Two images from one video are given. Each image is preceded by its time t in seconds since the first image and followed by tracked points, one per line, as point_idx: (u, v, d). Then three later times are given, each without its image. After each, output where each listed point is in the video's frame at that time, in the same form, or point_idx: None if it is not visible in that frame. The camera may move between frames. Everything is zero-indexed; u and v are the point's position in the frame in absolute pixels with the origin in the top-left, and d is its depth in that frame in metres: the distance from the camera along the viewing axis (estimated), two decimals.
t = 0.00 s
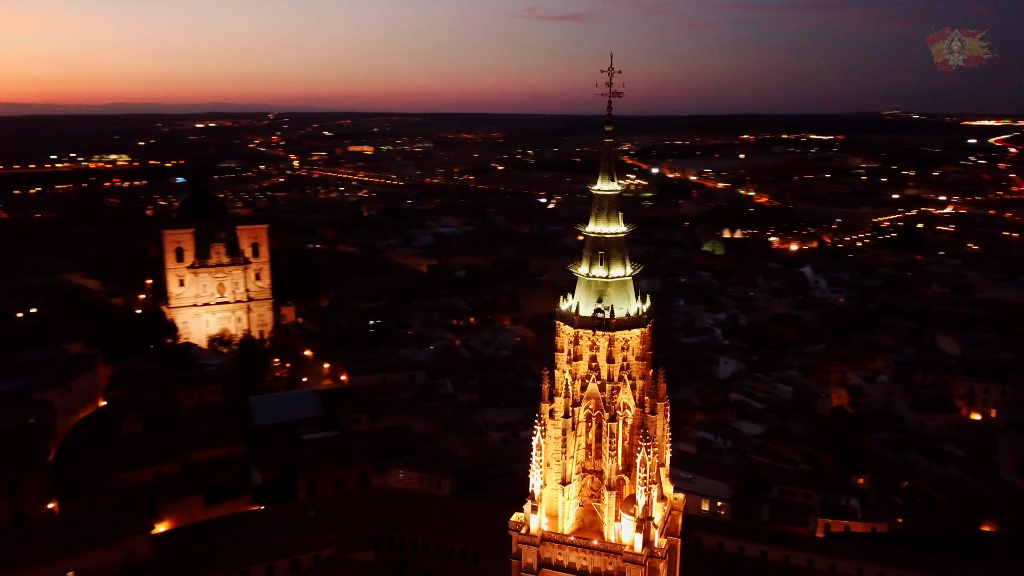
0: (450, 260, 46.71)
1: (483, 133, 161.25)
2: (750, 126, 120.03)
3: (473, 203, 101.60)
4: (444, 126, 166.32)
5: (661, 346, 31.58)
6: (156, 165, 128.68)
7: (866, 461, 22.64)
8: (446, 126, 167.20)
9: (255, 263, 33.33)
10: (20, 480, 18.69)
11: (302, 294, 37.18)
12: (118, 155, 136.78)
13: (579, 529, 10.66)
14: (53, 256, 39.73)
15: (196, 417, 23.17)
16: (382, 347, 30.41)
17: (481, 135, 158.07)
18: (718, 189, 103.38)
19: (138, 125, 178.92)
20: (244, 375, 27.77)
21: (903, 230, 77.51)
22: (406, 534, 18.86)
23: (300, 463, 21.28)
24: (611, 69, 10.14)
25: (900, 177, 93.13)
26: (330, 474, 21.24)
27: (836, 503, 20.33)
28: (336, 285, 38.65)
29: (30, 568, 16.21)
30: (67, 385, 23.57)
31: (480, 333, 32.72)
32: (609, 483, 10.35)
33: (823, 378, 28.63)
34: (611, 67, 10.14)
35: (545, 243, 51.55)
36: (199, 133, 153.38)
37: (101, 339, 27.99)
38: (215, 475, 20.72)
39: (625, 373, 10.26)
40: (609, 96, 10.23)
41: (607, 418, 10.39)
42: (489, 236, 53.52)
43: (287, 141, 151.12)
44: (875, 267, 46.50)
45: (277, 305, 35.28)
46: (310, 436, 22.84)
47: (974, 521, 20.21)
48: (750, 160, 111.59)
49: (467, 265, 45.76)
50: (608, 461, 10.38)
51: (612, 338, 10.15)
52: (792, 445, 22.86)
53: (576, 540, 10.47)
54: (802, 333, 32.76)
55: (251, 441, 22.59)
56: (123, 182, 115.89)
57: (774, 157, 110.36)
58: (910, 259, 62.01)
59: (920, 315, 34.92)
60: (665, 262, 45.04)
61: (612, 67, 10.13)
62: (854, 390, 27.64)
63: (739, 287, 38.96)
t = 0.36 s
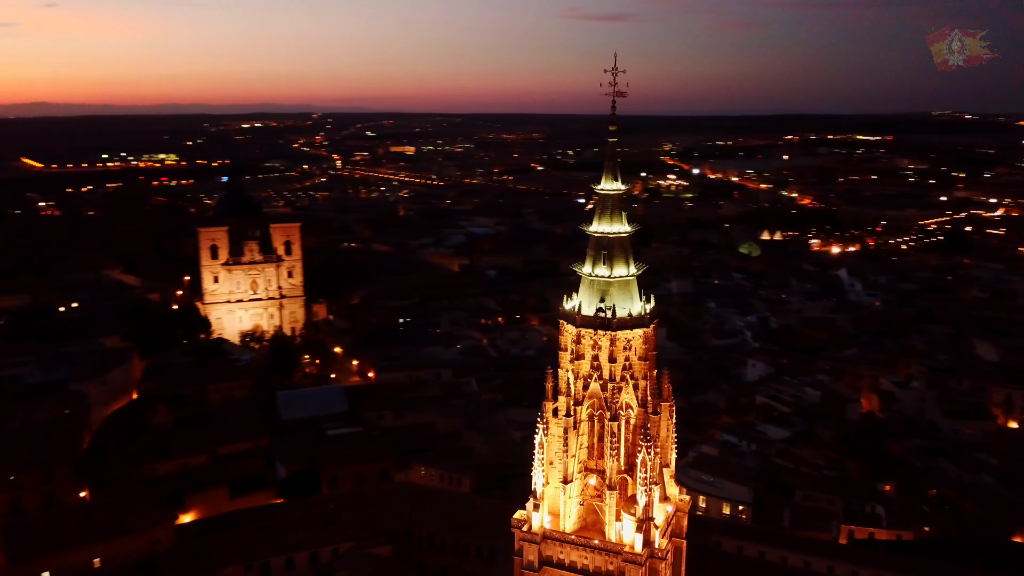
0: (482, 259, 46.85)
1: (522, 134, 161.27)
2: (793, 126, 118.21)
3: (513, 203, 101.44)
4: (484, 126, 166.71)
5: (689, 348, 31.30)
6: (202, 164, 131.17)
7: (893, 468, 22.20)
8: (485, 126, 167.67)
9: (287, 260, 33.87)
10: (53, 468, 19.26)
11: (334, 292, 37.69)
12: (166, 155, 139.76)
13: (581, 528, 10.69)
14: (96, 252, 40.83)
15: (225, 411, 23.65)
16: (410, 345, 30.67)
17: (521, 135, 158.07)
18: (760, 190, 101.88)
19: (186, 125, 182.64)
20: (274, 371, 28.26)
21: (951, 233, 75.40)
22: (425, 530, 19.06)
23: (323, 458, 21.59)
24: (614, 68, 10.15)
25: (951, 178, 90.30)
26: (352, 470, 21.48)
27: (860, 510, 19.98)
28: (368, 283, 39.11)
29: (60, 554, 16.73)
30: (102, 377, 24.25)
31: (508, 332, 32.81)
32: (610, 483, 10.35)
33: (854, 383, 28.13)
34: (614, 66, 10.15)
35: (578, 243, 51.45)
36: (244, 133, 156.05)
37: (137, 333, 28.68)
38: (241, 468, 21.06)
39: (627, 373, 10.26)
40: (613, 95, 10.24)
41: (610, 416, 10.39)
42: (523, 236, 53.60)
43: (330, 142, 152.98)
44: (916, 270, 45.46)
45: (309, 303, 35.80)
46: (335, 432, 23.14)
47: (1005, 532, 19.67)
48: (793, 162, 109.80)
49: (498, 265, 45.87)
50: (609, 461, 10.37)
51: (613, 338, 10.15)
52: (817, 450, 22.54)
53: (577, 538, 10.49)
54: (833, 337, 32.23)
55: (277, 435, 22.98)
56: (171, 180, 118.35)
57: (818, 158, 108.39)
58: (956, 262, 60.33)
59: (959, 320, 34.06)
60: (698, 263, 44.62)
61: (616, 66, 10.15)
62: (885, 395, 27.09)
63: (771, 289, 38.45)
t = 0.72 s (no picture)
0: (512, 259, 46.93)
1: (560, 134, 160.79)
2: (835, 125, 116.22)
3: (551, 203, 101.16)
4: (522, 126, 166.65)
5: (715, 350, 31.03)
6: (244, 164, 133.43)
7: (919, 474, 21.75)
8: (523, 126, 167.63)
9: (317, 258, 34.31)
10: (81, 458, 19.62)
11: (364, 289, 38.12)
12: (210, 155, 142.44)
13: (581, 526, 10.74)
14: (135, 249, 41.85)
15: (252, 406, 24.10)
16: (436, 343, 30.88)
17: (559, 135, 157.61)
18: (801, 192, 100.24)
19: (230, 125, 185.96)
20: (301, 367, 28.68)
21: (998, 237, 73.32)
22: (441, 526, 19.22)
23: (344, 453, 21.89)
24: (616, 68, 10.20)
25: (1000, 179, 87.46)
26: (372, 466, 21.73)
27: (883, 516, 19.56)
28: (397, 281, 39.48)
29: (87, 541, 17.24)
30: (133, 370, 24.89)
31: (534, 331, 32.86)
32: (609, 481, 10.39)
33: (883, 388, 27.62)
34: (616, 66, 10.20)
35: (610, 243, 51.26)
36: (288, 133, 158.44)
37: (170, 328, 29.36)
38: (264, 461, 21.44)
39: (628, 372, 10.27)
40: (615, 95, 10.29)
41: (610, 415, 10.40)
42: (554, 236, 53.57)
43: (370, 142, 154.49)
44: (955, 273, 44.36)
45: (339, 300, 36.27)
46: (357, 427, 23.44)
47: None
48: (836, 163, 107.82)
49: (528, 265, 45.92)
50: (609, 459, 10.41)
51: (613, 337, 10.17)
52: (840, 455, 22.23)
53: (576, 536, 10.53)
54: (864, 340, 31.68)
55: (301, 431, 23.37)
56: (214, 179, 120.56)
57: (862, 159, 106.19)
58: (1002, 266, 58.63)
59: (997, 325, 33.19)
60: (730, 265, 44.16)
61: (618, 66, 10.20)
62: (916, 400, 26.56)
63: (803, 292, 37.90)
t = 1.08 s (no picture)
0: (543, 259, 46.94)
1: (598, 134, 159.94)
2: (879, 125, 113.91)
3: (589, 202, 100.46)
4: (560, 126, 166.23)
5: (743, 353, 30.73)
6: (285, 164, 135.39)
7: (947, 482, 21.29)
8: (561, 125, 167.26)
9: (347, 257, 34.69)
10: (109, 449, 20.10)
11: (393, 288, 38.48)
12: (252, 155, 144.79)
13: (581, 524, 10.78)
14: (173, 246, 42.83)
15: (278, 401, 24.53)
16: (463, 341, 31.04)
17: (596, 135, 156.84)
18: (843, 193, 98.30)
19: (273, 125, 188.85)
20: (329, 363, 29.08)
21: None
22: (458, 523, 19.37)
23: (366, 449, 22.15)
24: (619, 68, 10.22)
25: None
26: (393, 462, 21.96)
27: (906, 523, 19.19)
28: (426, 280, 39.80)
29: (113, 528, 17.72)
30: (164, 364, 25.48)
31: (560, 331, 32.87)
32: (609, 479, 10.41)
33: (914, 393, 27.08)
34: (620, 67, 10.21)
35: (641, 244, 50.96)
36: (330, 133, 160.46)
37: (202, 324, 30.01)
38: (289, 456, 21.76)
39: (629, 371, 10.31)
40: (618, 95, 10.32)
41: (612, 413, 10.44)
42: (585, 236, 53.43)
43: (409, 142, 155.62)
44: (997, 278, 43.17)
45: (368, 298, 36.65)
46: (380, 424, 23.69)
47: None
48: (880, 165, 105.50)
49: (558, 265, 45.87)
50: (609, 458, 10.44)
51: (614, 336, 10.22)
52: (864, 460, 21.88)
53: (576, 534, 10.58)
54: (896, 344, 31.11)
55: (325, 426, 23.73)
56: (256, 179, 122.56)
57: (908, 161, 103.69)
58: None
59: None
60: (762, 267, 43.62)
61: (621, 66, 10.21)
62: (947, 407, 25.99)
63: (835, 294, 37.30)
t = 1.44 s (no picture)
0: (574, 259, 46.85)
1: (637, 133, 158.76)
2: (926, 126, 111.04)
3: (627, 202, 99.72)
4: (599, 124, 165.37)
5: (771, 355, 30.36)
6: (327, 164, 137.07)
7: (976, 490, 20.79)
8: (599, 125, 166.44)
9: (378, 255, 35.01)
10: (139, 439, 20.66)
11: (423, 286, 38.79)
12: (293, 155, 146.80)
13: (583, 522, 10.83)
14: (211, 243, 43.75)
15: (305, 396, 24.93)
16: (489, 339, 31.17)
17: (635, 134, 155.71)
18: (888, 194, 96.04)
19: (316, 125, 191.23)
20: (357, 359, 29.44)
21: None
22: (476, 519, 19.50)
23: (388, 445, 22.40)
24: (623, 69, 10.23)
25: None
26: (415, 458, 22.17)
27: (932, 531, 18.80)
28: (456, 279, 40.06)
29: (140, 516, 18.23)
30: (195, 358, 26.07)
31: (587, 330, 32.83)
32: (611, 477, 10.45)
33: (947, 398, 26.48)
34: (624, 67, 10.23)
35: (674, 244, 50.52)
36: (372, 133, 162.05)
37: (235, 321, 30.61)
38: (313, 450, 22.12)
39: (631, 370, 10.33)
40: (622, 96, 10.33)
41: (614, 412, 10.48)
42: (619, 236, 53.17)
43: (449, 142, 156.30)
44: None
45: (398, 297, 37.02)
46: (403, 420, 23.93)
47: None
48: (928, 166, 102.81)
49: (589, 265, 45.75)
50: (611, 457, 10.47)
51: (616, 335, 10.24)
52: (890, 466, 21.50)
53: (578, 531, 10.64)
54: (931, 349, 30.45)
55: (350, 421, 24.06)
56: (298, 178, 124.34)
57: (957, 161, 100.87)
58: None
59: None
60: (796, 269, 42.99)
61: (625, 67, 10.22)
62: (981, 413, 25.36)
63: (870, 298, 36.61)
